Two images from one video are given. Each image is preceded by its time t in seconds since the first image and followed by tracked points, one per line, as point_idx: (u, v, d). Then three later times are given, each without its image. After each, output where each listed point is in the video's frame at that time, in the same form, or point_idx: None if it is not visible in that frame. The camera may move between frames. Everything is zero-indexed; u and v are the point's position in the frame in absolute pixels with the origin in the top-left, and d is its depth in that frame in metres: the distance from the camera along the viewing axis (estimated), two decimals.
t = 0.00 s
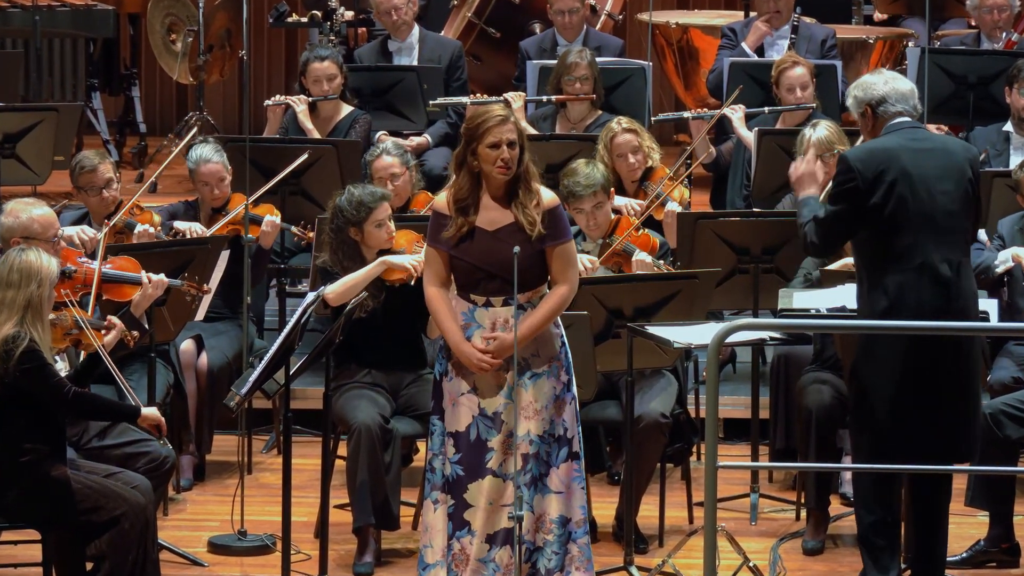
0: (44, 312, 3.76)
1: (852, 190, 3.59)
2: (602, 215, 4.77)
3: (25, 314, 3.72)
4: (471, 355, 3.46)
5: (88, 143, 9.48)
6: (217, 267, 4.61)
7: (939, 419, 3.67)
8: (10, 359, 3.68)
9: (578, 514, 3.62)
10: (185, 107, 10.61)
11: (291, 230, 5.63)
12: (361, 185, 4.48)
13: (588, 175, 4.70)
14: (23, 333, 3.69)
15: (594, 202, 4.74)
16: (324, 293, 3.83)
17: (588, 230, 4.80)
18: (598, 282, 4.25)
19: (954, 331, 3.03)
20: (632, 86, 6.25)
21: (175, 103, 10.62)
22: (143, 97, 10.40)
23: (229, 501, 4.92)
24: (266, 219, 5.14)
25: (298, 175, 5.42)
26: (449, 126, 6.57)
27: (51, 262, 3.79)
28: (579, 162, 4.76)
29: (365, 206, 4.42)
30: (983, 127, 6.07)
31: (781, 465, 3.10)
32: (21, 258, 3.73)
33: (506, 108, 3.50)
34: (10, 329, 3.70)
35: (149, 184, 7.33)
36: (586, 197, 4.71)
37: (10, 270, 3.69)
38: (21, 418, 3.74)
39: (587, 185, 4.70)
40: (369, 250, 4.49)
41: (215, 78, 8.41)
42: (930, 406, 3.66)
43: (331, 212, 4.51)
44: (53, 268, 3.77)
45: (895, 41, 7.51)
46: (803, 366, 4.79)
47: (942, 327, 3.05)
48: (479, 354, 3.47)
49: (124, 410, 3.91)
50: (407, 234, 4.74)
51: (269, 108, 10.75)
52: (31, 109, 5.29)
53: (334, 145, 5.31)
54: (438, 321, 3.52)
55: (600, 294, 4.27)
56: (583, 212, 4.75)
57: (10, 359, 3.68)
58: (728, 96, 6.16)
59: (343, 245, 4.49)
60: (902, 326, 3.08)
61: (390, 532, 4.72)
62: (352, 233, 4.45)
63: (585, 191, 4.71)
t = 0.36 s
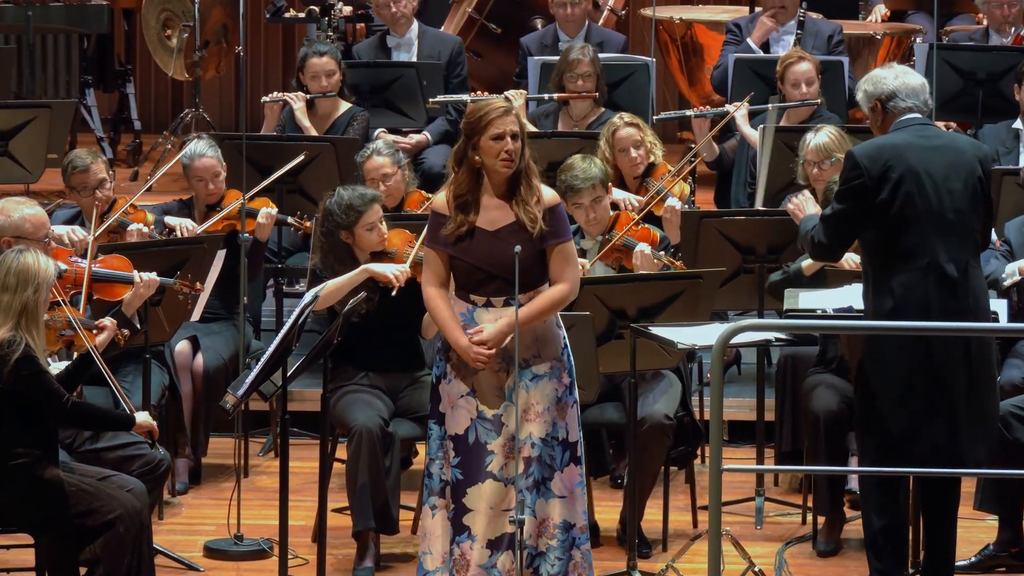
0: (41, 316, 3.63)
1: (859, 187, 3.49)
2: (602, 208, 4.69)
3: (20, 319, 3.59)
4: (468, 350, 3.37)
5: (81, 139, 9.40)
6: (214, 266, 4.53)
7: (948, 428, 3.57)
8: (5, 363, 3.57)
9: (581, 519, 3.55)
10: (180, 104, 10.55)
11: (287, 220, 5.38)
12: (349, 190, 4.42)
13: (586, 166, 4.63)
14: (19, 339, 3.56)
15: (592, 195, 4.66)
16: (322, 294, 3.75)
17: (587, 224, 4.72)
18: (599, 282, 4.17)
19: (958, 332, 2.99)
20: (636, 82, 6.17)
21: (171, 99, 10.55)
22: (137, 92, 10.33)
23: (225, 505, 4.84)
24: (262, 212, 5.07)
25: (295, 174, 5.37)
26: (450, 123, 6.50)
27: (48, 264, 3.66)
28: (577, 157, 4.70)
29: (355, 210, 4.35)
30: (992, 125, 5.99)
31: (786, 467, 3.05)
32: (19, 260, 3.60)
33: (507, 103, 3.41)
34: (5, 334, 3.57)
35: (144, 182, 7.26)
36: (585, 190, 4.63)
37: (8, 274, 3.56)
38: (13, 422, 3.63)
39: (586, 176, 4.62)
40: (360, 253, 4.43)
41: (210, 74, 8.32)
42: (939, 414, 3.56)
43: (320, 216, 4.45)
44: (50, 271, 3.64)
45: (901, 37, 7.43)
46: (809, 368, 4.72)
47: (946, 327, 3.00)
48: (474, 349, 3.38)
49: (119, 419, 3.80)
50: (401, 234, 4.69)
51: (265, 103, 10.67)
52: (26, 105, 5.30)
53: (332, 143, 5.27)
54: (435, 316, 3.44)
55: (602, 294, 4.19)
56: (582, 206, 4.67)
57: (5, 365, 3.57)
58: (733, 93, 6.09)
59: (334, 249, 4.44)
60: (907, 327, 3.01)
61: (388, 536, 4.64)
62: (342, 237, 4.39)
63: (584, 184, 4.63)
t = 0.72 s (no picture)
0: (30, 318, 3.53)
1: (860, 184, 3.44)
2: (602, 204, 4.61)
3: (9, 323, 3.49)
4: (470, 341, 3.27)
5: (74, 136, 9.32)
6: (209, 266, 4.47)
7: (950, 432, 3.49)
8: None
9: (584, 523, 3.48)
10: (174, 102, 10.49)
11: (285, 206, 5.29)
12: (352, 180, 4.37)
13: (587, 160, 4.57)
14: (10, 342, 3.46)
15: (592, 189, 4.58)
16: (319, 294, 3.67)
17: (586, 220, 4.64)
18: (600, 282, 4.08)
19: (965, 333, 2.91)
20: (639, 79, 6.10)
21: (164, 97, 10.49)
22: (131, 90, 10.26)
23: (222, 509, 4.76)
24: (259, 202, 5.03)
25: (292, 171, 5.33)
26: (450, 121, 6.38)
27: (36, 264, 3.56)
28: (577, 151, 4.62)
29: (352, 203, 4.31)
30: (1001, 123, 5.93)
31: (792, 469, 2.96)
32: (5, 261, 3.50)
33: (505, 99, 3.34)
34: None
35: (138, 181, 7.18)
36: (585, 184, 4.56)
37: None
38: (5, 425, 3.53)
39: (586, 170, 4.56)
40: (358, 248, 4.38)
41: (207, 71, 8.21)
42: (941, 417, 3.49)
43: (322, 205, 4.42)
44: (38, 271, 3.54)
45: (909, 33, 7.35)
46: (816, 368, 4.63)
47: (952, 328, 2.92)
48: (475, 338, 3.27)
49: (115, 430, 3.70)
50: (398, 232, 4.65)
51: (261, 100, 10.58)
52: (18, 102, 5.23)
53: (329, 140, 5.22)
54: (435, 311, 3.34)
55: (605, 294, 4.10)
56: (581, 201, 4.59)
57: None
58: (739, 89, 6.01)
59: (332, 242, 4.40)
60: (915, 328, 2.93)
61: (388, 540, 4.55)
62: (338, 229, 4.34)
63: (584, 178, 4.56)
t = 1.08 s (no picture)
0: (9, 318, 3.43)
1: (863, 185, 3.34)
2: (618, 218, 4.46)
3: None
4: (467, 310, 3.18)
5: (68, 134, 9.22)
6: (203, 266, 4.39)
7: (959, 431, 3.42)
8: None
9: (584, 527, 3.41)
10: (169, 100, 10.40)
11: (285, 210, 5.28)
12: (357, 179, 4.28)
13: (608, 174, 4.40)
14: None
15: (610, 204, 4.43)
16: (316, 294, 3.61)
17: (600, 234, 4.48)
18: (602, 282, 4.00)
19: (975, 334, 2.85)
20: (641, 76, 6.03)
21: (160, 94, 10.40)
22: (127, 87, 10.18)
23: (217, 513, 4.68)
24: (257, 203, 4.91)
25: (289, 170, 5.26)
26: (449, 118, 6.32)
27: (11, 261, 3.45)
28: (598, 161, 4.46)
29: (356, 204, 4.23)
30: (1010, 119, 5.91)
31: (799, 473, 2.89)
32: None
33: (505, 94, 3.27)
34: None
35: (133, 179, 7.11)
36: (604, 199, 4.40)
37: None
38: None
39: (606, 184, 4.39)
40: (359, 249, 4.32)
41: (202, 67, 8.10)
42: (949, 417, 3.41)
43: (326, 202, 4.33)
44: (14, 269, 3.43)
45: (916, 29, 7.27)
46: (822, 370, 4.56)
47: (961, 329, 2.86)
48: (473, 309, 3.18)
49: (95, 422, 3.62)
50: (400, 235, 4.49)
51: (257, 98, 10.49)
52: (11, 99, 5.16)
53: (326, 138, 5.15)
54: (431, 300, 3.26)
55: (608, 295, 4.02)
56: (598, 213, 4.44)
57: None
58: (743, 86, 5.94)
59: (332, 238, 4.35)
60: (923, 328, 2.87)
61: (386, 545, 4.47)
62: (340, 228, 4.28)
63: (603, 192, 4.40)
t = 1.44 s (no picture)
0: None
1: (863, 190, 3.29)
2: (638, 229, 4.29)
3: None
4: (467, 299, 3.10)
5: (61, 132, 9.13)
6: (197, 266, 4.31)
7: (958, 436, 3.35)
8: None
9: (582, 535, 3.32)
10: (164, 96, 10.32)
11: (280, 215, 5.20)
12: (359, 179, 4.20)
13: (635, 183, 4.21)
14: None
15: (632, 215, 4.25)
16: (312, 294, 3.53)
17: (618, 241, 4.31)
18: (605, 282, 3.93)
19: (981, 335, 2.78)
20: (643, 73, 5.96)
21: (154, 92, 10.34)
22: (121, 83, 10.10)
23: (212, 517, 4.60)
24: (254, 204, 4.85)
25: (286, 168, 5.19)
26: (448, 115, 6.26)
27: None
28: (626, 167, 4.28)
29: (357, 204, 4.14)
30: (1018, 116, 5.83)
31: (804, 475, 2.83)
32: None
33: (502, 90, 3.19)
34: None
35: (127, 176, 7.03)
36: (628, 208, 4.22)
37: None
38: None
39: (632, 193, 4.20)
40: (359, 249, 4.24)
41: (196, 63, 8.01)
42: (949, 421, 3.34)
43: (326, 201, 4.26)
44: None
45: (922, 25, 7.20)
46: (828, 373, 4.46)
47: (967, 330, 2.79)
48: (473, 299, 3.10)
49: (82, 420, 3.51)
50: (401, 236, 4.39)
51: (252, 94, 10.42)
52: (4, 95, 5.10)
53: (324, 136, 5.10)
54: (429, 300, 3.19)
55: (610, 295, 3.95)
56: (618, 221, 4.26)
57: None
58: (748, 84, 5.88)
59: (332, 238, 4.26)
60: (927, 328, 2.81)
61: (384, 550, 4.39)
62: (341, 229, 4.20)
63: (627, 200, 4.22)
